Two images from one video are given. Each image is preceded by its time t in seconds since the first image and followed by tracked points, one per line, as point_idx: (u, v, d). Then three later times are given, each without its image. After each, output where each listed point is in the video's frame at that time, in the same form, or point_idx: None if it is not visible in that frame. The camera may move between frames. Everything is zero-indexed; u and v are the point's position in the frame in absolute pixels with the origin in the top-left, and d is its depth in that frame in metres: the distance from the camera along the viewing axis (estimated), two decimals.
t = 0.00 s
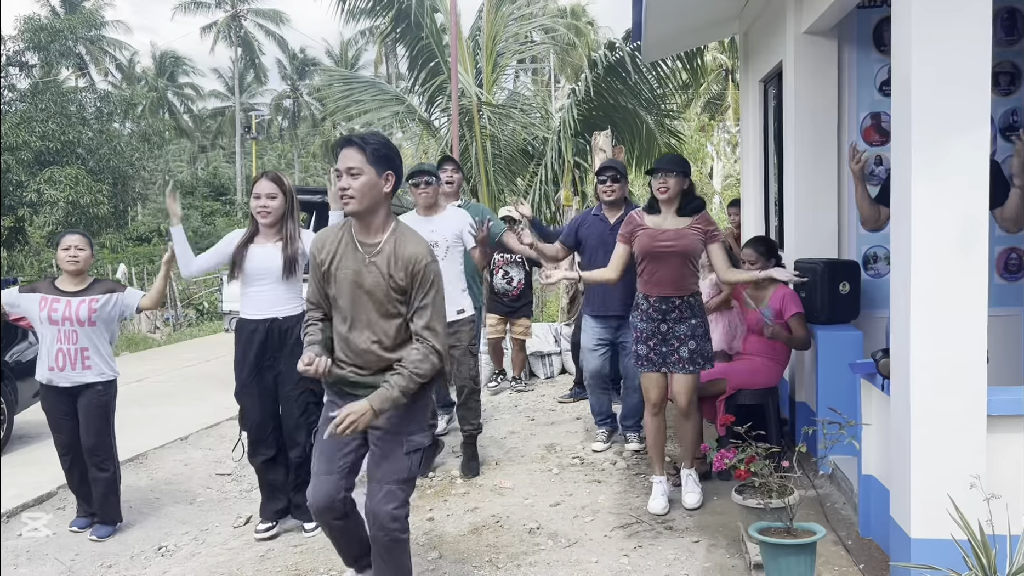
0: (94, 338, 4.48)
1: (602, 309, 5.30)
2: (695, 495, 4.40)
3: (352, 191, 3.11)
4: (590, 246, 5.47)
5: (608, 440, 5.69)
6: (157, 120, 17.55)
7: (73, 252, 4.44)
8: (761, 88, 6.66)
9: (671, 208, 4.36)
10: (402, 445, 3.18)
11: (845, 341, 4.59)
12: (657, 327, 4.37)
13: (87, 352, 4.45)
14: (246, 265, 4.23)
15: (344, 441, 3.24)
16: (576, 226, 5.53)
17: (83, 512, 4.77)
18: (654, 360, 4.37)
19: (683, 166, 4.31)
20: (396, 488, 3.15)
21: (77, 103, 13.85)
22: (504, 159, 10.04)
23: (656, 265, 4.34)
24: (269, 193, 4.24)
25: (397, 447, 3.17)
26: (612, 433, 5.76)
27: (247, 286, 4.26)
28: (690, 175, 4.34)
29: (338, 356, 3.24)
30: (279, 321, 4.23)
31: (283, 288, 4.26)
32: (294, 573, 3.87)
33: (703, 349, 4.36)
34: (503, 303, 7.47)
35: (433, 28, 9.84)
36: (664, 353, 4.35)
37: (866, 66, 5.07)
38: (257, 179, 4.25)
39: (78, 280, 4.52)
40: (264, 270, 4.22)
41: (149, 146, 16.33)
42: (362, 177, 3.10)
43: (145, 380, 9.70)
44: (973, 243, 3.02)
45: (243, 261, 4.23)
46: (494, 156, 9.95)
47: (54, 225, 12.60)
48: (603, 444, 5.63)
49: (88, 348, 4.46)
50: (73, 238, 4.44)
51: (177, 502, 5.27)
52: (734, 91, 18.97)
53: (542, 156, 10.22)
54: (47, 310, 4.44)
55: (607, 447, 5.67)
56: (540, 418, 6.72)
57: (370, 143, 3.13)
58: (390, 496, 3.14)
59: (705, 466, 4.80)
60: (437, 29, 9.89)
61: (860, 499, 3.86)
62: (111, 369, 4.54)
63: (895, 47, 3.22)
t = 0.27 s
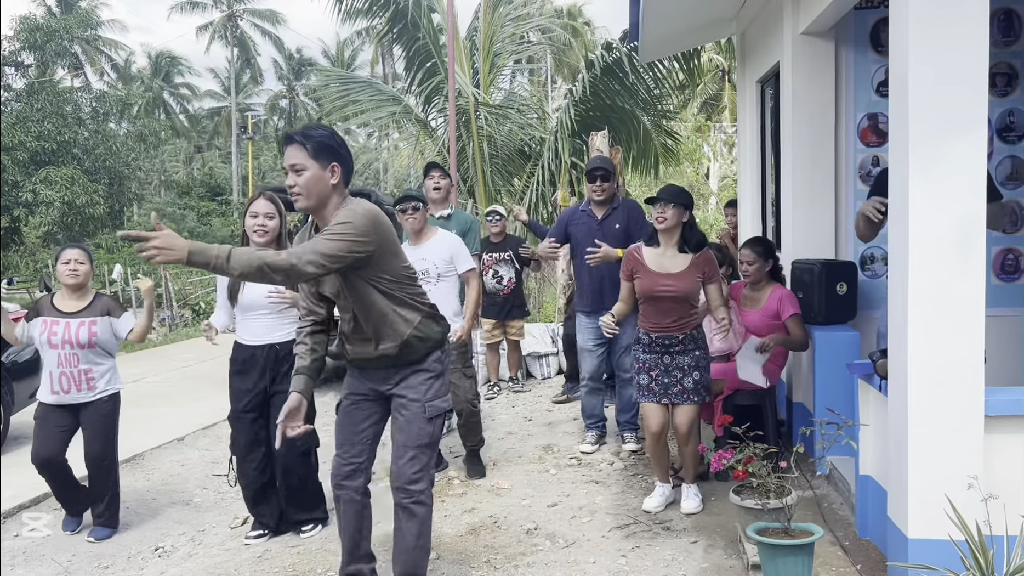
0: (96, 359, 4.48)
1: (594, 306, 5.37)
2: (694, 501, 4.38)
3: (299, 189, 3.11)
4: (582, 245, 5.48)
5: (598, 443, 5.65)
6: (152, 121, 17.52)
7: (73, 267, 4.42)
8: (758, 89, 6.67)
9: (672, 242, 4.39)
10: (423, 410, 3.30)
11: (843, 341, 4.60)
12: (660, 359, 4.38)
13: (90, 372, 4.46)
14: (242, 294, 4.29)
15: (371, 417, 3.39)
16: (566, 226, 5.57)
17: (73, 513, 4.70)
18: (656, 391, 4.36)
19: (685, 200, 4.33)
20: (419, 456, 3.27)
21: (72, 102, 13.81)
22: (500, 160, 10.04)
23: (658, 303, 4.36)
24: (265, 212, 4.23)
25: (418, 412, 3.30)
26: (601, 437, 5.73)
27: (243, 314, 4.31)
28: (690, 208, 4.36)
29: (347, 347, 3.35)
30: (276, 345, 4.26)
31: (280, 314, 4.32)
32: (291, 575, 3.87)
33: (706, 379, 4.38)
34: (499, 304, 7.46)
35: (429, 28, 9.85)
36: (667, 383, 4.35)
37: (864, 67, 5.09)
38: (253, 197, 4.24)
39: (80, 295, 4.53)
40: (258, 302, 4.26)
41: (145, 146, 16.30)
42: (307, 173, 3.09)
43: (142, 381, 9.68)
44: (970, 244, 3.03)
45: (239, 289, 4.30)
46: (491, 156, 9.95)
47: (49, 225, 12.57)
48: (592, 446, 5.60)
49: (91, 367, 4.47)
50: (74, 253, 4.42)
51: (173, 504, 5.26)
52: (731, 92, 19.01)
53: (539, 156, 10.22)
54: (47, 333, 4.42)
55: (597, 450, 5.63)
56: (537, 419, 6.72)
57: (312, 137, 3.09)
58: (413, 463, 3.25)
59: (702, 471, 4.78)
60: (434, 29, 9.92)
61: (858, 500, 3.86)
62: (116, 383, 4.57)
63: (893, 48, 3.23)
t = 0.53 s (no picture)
0: (85, 345, 4.46)
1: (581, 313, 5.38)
2: (693, 502, 4.36)
3: (296, 224, 3.25)
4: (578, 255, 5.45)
5: (597, 443, 5.66)
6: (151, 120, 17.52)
7: (67, 255, 4.44)
8: (756, 89, 6.68)
9: (664, 217, 4.41)
10: (394, 405, 3.42)
11: (841, 341, 4.61)
12: (649, 332, 4.38)
13: (80, 357, 4.44)
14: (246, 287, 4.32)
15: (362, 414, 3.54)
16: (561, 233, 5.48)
17: (55, 521, 4.63)
18: (643, 363, 4.38)
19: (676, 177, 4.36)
20: (374, 443, 3.30)
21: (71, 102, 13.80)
22: (499, 159, 10.04)
23: (648, 275, 4.38)
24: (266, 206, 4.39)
25: (389, 407, 3.41)
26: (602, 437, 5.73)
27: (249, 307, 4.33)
28: (680, 184, 4.39)
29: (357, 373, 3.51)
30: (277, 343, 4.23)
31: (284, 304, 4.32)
32: (291, 573, 3.87)
33: (693, 355, 4.39)
34: (498, 304, 7.47)
35: (428, 28, 9.85)
36: (655, 357, 4.36)
37: (862, 67, 5.15)
38: (252, 192, 4.18)
39: (75, 283, 4.56)
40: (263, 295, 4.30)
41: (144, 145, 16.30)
42: (304, 209, 3.23)
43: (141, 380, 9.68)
44: (969, 243, 3.03)
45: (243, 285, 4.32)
46: (489, 156, 9.96)
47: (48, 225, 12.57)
48: (592, 445, 5.60)
49: (81, 353, 4.45)
50: (67, 241, 4.44)
51: (173, 502, 5.26)
52: (729, 91, 19.01)
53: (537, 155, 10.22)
54: (40, 317, 4.46)
55: (596, 449, 5.64)
56: (536, 418, 6.72)
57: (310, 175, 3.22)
58: (364, 449, 3.28)
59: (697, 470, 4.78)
60: (432, 28, 9.94)
61: (856, 499, 3.87)
62: (104, 373, 4.57)
63: (892, 47, 3.24)
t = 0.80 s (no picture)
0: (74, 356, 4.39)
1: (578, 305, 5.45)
2: (692, 497, 4.38)
3: (334, 226, 3.21)
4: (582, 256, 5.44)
5: (596, 440, 5.65)
6: (151, 118, 17.52)
7: (57, 261, 4.35)
8: (757, 86, 6.67)
9: (654, 240, 4.40)
10: (406, 437, 3.31)
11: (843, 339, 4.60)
12: (642, 352, 4.38)
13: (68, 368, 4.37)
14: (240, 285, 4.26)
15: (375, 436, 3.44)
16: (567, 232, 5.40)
17: (57, 520, 4.62)
18: (637, 382, 4.38)
19: (666, 199, 4.34)
20: (395, 480, 3.25)
21: (71, 100, 13.79)
22: (499, 157, 10.04)
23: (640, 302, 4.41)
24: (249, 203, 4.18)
25: (401, 438, 3.31)
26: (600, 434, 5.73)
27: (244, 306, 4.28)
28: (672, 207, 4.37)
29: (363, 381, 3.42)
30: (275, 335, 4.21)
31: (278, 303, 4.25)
32: (291, 571, 3.87)
33: (687, 374, 4.36)
34: (498, 301, 7.46)
35: (428, 25, 9.84)
36: (648, 376, 4.36)
37: (863, 64, 5.12)
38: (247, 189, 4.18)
39: (66, 290, 4.44)
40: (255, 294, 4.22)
41: (143, 143, 16.29)
42: (344, 213, 3.21)
43: (141, 378, 9.68)
44: (970, 240, 3.03)
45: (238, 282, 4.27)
46: (489, 154, 9.95)
47: (48, 223, 12.58)
48: (591, 444, 5.59)
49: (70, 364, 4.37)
50: (58, 246, 4.35)
51: (173, 500, 5.26)
52: (729, 89, 19.00)
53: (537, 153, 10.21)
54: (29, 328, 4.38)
55: (595, 446, 5.63)
56: (536, 416, 6.72)
57: (350, 177, 3.24)
58: (387, 487, 3.23)
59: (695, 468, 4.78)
60: (433, 26, 9.90)
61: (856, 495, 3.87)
62: (96, 382, 4.48)
63: (893, 44, 3.23)
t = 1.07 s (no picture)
0: (75, 343, 4.37)
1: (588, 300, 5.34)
2: (691, 489, 4.42)
3: (373, 196, 3.19)
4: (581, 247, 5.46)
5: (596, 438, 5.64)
6: (152, 116, 17.50)
7: (55, 251, 4.35)
8: (759, 83, 6.65)
9: (662, 215, 4.37)
10: (420, 410, 3.40)
11: (845, 336, 4.61)
12: (650, 328, 4.38)
13: (69, 357, 4.35)
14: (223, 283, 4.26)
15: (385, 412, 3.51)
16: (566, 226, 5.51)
17: (58, 517, 4.61)
18: (646, 358, 4.40)
19: (676, 174, 4.30)
20: (410, 453, 3.34)
21: (72, 97, 13.76)
22: (501, 155, 10.03)
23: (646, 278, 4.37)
24: (237, 203, 4.20)
25: (415, 411, 3.40)
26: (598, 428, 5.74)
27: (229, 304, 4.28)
28: (681, 182, 4.33)
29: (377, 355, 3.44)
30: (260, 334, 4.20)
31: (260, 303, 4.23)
32: (292, 567, 3.87)
33: (694, 347, 4.38)
34: (499, 299, 7.46)
35: (429, 23, 9.81)
36: (656, 352, 4.37)
37: (865, 62, 5.10)
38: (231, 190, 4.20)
39: (63, 281, 4.45)
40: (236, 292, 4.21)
41: (144, 140, 16.27)
42: (383, 182, 3.18)
43: (142, 376, 9.68)
44: (972, 238, 3.02)
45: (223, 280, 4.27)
46: (491, 151, 9.94)
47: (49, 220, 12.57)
48: (591, 441, 5.58)
49: (70, 352, 4.35)
50: (56, 237, 4.36)
51: (175, 497, 5.27)
52: (731, 86, 18.98)
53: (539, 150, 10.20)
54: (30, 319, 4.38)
55: (596, 444, 5.62)
56: (538, 413, 6.72)
57: (390, 151, 3.21)
58: (401, 459, 3.32)
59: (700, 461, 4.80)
60: (434, 23, 9.87)
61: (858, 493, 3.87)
62: (99, 371, 4.47)
63: (896, 42, 3.22)
